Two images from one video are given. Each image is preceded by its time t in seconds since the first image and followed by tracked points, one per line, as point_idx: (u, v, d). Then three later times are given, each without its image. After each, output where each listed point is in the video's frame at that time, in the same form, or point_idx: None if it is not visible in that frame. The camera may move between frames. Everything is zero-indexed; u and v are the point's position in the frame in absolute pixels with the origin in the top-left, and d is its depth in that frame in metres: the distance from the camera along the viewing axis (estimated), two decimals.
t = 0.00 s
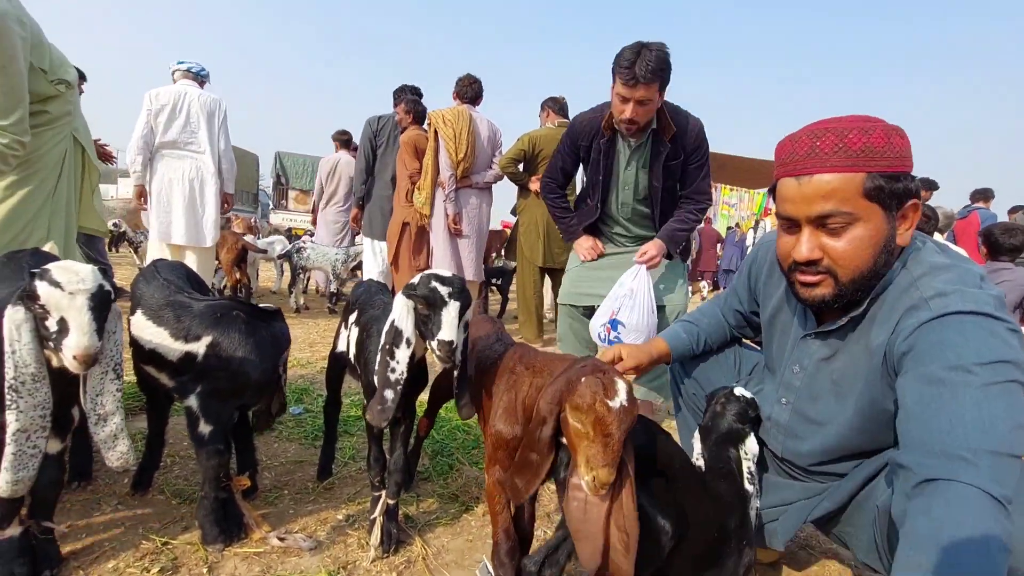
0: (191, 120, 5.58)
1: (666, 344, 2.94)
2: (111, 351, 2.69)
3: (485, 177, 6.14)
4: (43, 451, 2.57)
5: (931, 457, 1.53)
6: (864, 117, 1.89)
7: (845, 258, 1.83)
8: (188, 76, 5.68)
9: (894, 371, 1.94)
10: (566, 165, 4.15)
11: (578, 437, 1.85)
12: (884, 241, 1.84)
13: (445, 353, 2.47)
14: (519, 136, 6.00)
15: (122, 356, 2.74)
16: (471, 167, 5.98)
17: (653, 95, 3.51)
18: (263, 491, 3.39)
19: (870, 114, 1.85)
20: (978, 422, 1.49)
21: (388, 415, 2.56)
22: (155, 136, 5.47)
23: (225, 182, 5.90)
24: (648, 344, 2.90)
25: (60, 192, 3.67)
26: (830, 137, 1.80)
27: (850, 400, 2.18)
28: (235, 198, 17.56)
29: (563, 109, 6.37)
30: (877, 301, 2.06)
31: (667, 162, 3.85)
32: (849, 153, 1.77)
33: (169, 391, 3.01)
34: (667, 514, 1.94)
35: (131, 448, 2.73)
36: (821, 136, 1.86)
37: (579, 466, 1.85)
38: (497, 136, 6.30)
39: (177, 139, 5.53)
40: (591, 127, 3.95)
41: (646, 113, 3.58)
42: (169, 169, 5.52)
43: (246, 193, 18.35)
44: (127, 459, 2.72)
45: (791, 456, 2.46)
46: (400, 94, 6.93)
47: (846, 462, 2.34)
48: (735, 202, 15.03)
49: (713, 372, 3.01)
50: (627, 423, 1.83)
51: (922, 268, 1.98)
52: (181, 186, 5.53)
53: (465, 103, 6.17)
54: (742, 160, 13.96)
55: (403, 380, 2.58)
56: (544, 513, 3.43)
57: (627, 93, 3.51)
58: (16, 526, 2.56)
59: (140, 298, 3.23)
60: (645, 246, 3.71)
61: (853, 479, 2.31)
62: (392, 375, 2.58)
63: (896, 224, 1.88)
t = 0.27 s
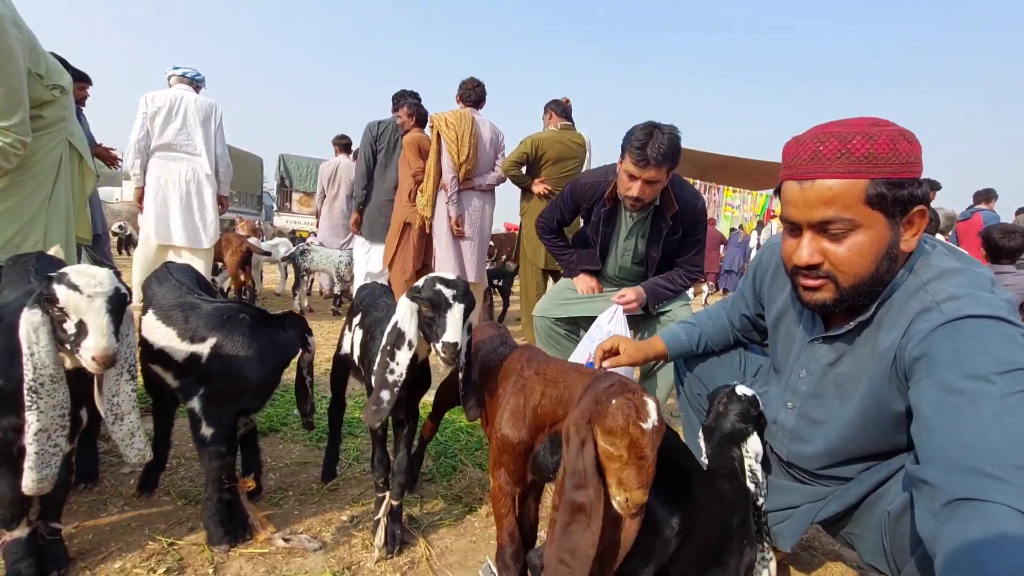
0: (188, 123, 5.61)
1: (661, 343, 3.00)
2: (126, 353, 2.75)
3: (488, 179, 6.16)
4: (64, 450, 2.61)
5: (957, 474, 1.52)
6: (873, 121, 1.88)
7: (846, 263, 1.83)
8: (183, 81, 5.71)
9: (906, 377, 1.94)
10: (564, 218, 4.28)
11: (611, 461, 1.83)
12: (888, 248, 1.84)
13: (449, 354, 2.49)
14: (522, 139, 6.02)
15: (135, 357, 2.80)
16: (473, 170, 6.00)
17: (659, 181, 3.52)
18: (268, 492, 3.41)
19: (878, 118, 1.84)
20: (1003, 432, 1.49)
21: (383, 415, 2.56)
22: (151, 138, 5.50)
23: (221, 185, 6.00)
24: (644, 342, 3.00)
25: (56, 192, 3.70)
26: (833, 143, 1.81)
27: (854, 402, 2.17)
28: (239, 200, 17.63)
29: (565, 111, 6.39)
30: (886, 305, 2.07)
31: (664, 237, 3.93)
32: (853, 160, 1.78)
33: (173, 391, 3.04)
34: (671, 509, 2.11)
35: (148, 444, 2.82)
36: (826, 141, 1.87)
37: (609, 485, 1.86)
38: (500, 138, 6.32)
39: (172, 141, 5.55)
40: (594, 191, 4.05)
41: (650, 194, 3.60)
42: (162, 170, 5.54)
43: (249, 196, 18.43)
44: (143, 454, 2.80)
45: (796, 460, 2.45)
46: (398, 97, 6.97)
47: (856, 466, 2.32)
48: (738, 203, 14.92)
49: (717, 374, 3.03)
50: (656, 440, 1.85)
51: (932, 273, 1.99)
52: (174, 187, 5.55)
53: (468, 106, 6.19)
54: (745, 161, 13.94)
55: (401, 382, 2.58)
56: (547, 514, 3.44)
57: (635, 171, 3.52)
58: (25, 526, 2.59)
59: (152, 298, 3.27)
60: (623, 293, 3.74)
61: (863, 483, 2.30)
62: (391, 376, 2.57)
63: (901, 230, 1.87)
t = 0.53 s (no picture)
0: (175, 126, 5.63)
1: (663, 344, 2.98)
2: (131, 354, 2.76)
3: (490, 180, 6.15)
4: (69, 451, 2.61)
5: (978, 477, 1.50)
6: (879, 118, 1.85)
7: (851, 261, 1.82)
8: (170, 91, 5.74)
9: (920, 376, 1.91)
10: (564, 259, 4.15)
11: (626, 462, 1.80)
12: (893, 244, 1.81)
13: (450, 354, 2.47)
14: (524, 139, 6.01)
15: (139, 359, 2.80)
16: (475, 170, 5.99)
17: (666, 225, 3.58)
18: (269, 493, 3.41)
19: (884, 114, 1.81)
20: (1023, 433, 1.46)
21: (391, 418, 2.55)
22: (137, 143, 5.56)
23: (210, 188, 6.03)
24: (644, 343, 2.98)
25: (10, 190, 3.84)
26: (836, 139, 1.79)
27: (863, 400, 2.13)
28: (243, 202, 17.71)
29: (567, 112, 6.37)
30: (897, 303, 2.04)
31: (670, 278, 3.99)
32: (856, 156, 1.76)
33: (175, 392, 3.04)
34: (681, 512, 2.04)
35: (148, 446, 2.83)
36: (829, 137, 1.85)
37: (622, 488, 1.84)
38: (501, 139, 6.31)
39: (156, 140, 5.56)
40: (595, 236, 4.03)
41: (658, 237, 3.65)
42: (138, 165, 5.55)
43: (253, 198, 18.50)
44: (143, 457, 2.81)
45: (803, 460, 2.41)
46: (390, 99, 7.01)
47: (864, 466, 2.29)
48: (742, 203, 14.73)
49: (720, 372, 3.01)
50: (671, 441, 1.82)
51: (943, 269, 1.97)
52: (146, 183, 5.54)
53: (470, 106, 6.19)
54: (748, 160, 13.86)
55: (407, 384, 2.57)
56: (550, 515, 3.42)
57: (644, 217, 3.55)
58: (27, 527, 2.60)
59: (160, 295, 3.29)
60: (627, 303, 3.68)
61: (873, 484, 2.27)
62: (396, 379, 2.56)
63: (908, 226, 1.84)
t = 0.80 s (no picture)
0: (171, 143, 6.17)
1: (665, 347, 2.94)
2: (130, 352, 2.76)
3: (490, 181, 6.15)
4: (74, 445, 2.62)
5: (986, 471, 1.48)
6: (875, 113, 1.83)
7: (841, 255, 1.82)
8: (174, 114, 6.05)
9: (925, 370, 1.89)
10: (561, 283, 4.12)
11: (621, 465, 1.79)
12: (885, 239, 1.81)
13: (446, 354, 2.46)
14: (524, 140, 6.02)
15: (140, 357, 2.81)
16: (475, 171, 6.00)
17: (664, 236, 3.59)
18: (270, 495, 3.41)
19: (879, 110, 1.80)
20: None
21: (385, 418, 2.55)
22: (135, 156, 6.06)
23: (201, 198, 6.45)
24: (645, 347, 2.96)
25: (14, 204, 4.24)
26: (827, 135, 1.79)
27: (868, 396, 2.11)
28: (245, 205, 17.78)
29: (566, 111, 6.37)
30: (901, 299, 2.02)
31: (671, 293, 3.93)
32: (846, 152, 1.76)
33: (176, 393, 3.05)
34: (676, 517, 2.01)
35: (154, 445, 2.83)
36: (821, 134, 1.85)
37: (618, 490, 1.82)
38: (501, 139, 6.31)
39: (151, 151, 6.06)
40: (592, 255, 4.02)
41: (657, 249, 3.65)
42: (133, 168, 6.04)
43: (255, 201, 18.55)
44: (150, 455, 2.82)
45: (806, 459, 2.39)
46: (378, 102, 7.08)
47: (869, 464, 2.27)
48: (744, 203, 14.56)
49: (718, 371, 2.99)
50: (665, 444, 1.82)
51: (946, 264, 1.96)
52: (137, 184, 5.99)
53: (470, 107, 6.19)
54: (749, 159, 13.83)
55: (402, 383, 2.56)
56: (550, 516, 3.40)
57: (642, 228, 3.57)
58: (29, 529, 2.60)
59: (165, 297, 3.26)
60: (636, 314, 3.60)
61: (877, 483, 2.25)
62: (391, 379, 2.56)
63: (902, 222, 1.84)
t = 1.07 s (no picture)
0: (175, 150, 6.60)
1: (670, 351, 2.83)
2: (105, 352, 2.72)
3: (486, 180, 6.13)
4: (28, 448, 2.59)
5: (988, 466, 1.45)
6: (865, 106, 1.80)
7: (835, 249, 1.79)
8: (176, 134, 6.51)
9: (922, 366, 1.86)
10: (557, 282, 4.11)
11: (609, 460, 1.76)
12: (879, 232, 1.77)
13: (433, 353, 2.44)
14: (521, 140, 6.00)
15: (116, 357, 2.77)
16: (471, 171, 5.98)
17: (660, 232, 3.56)
18: (264, 496, 3.39)
19: (868, 103, 1.77)
20: None
21: (377, 416, 2.53)
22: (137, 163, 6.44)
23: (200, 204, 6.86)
24: (650, 357, 2.80)
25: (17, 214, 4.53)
26: (816, 130, 1.76)
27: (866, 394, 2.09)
28: (245, 207, 17.78)
29: (563, 111, 6.34)
30: (898, 294, 2.00)
31: (668, 290, 3.92)
32: (836, 147, 1.73)
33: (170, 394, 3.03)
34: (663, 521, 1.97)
35: (122, 451, 2.75)
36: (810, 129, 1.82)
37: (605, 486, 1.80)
38: (498, 139, 6.29)
39: (154, 155, 6.45)
40: (587, 253, 3.99)
41: (653, 246, 3.62)
42: (137, 168, 6.37)
43: (254, 203, 18.56)
44: (117, 462, 2.74)
45: (805, 458, 2.37)
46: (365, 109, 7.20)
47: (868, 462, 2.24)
48: (743, 202, 14.56)
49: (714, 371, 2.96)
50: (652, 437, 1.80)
51: (944, 259, 1.93)
52: (142, 182, 6.31)
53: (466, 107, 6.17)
54: (749, 159, 13.81)
55: (394, 382, 2.54)
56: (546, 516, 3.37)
57: (638, 226, 3.54)
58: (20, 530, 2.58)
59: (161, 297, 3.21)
60: (632, 314, 3.58)
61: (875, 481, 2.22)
62: (382, 377, 2.54)
63: (896, 215, 1.81)
